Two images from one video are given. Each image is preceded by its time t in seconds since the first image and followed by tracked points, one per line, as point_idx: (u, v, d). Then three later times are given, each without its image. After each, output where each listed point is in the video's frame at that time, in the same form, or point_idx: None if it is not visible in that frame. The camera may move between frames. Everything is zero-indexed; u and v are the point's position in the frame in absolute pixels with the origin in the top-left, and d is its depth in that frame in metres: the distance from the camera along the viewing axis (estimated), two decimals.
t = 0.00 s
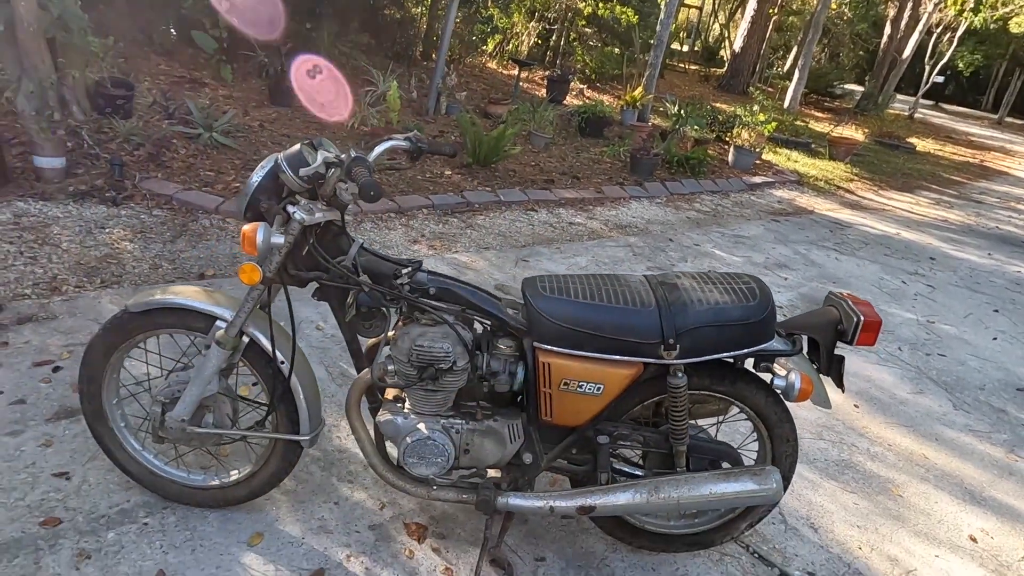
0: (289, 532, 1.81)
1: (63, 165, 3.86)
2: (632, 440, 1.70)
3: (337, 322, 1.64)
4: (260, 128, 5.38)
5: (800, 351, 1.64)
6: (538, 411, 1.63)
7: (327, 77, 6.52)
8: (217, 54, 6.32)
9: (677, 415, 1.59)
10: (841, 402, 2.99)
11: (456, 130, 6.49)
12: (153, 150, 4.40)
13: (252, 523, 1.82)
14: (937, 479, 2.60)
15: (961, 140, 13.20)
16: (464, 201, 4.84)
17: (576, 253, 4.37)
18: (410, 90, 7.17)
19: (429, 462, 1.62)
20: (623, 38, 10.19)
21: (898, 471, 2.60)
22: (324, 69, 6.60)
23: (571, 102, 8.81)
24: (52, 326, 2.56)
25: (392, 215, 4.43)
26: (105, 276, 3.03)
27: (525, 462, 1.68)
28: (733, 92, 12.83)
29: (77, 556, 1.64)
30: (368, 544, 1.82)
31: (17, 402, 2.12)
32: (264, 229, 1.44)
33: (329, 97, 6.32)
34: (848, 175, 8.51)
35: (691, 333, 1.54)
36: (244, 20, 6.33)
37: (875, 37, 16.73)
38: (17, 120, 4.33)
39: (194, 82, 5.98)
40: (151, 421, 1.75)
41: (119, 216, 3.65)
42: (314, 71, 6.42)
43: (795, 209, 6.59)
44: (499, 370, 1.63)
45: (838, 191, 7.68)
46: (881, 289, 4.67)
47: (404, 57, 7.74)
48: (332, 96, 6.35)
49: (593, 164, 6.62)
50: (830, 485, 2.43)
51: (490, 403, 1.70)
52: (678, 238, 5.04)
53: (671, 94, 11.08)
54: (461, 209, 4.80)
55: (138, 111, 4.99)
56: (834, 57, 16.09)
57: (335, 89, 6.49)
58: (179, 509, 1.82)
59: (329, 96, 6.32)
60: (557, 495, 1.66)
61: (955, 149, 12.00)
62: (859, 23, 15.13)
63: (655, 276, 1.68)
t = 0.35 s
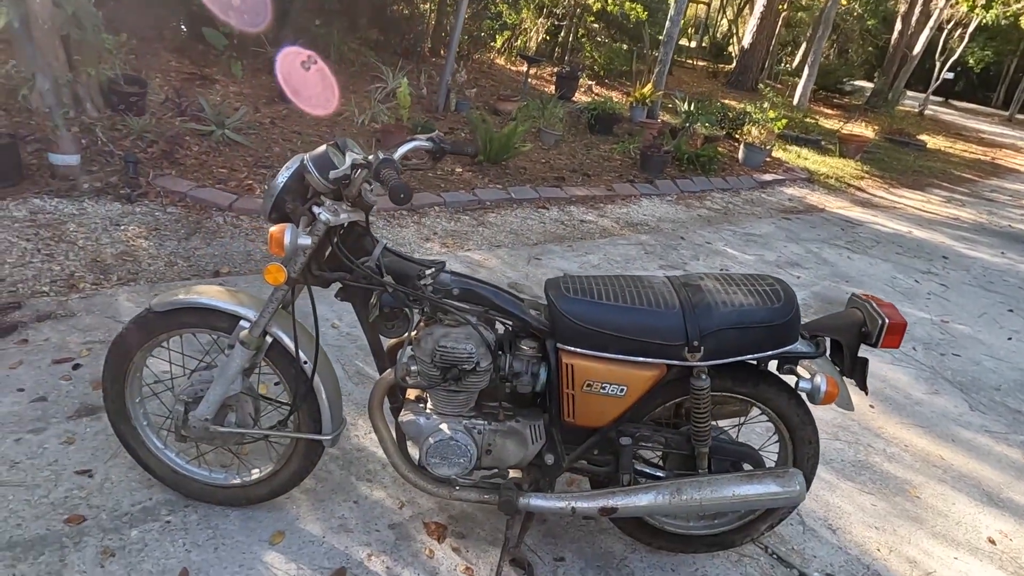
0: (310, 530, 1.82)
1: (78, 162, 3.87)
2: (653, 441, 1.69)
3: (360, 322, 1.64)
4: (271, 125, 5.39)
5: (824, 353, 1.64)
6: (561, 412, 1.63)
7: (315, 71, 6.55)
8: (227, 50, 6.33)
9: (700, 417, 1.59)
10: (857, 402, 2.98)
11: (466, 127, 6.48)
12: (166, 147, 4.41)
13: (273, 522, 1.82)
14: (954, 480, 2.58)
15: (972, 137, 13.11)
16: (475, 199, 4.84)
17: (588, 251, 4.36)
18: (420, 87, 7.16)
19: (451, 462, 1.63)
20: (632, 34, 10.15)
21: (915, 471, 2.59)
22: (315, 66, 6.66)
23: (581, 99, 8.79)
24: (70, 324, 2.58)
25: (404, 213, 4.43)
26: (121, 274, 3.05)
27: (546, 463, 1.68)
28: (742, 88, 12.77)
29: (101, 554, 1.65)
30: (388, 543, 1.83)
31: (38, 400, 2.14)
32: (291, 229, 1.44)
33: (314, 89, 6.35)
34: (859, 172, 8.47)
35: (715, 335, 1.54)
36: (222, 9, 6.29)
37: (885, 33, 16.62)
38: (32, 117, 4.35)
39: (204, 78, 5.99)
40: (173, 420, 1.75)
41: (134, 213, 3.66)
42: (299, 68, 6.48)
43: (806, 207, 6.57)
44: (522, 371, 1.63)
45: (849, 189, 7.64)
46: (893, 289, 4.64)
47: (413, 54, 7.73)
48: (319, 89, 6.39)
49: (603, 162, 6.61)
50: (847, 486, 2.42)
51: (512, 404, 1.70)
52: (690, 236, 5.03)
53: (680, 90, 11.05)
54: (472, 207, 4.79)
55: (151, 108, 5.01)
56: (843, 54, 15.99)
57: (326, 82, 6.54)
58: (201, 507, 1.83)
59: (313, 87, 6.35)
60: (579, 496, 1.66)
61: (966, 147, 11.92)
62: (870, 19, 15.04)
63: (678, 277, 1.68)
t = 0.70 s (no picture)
0: (322, 526, 1.82)
1: (92, 156, 3.89)
2: (667, 441, 1.68)
3: (374, 318, 1.64)
4: (283, 120, 5.39)
5: (842, 355, 1.62)
6: (575, 411, 1.62)
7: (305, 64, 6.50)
8: (239, 45, 6.26)
9: (715, 418, 1.58)
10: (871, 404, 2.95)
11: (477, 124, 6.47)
12: (179, 143, 4.42)
13: (285, 518, 1.83)
14: (969, 484, 2.56)
15: (987, 137, 12.98)
16: (487, 196, 4.83)
17: (599, 249, 4.34)
18: (431, 83, 7.14)
19: (464, 460, 1.62)
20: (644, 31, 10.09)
21: (929, 474, 2.56)
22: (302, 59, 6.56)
23: (592, 96, 8.75)
24: (84, 317, 2.59)
25: (415, 209, 4.42)
26: (134, 268, 3.06)
27: (560, 462, 1.67)
28: (754, 86, 12.68)
29: (116, 547, 1.65)
30: (399, 540, 1.83)
31: (52, 393, 2.15)
32: (306, 226, 1.44)
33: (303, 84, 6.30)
34: (872, 172, 8.40)
35: (732, 335, 1.52)
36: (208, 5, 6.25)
37: (900, 30, 16.46)
38: (46, 111, 4.37)
39: (216, 73, 6.00)
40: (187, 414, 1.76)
41: (147, 208, 3.68)
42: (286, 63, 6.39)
43: (819, 206, 6.52)
44: (536, 369, 1.62)
45: (862, 188, 7.58)
46: (908, 289, 4.60)
47: (424, 50, 7.71)
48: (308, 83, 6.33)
49: (614, 159, 6.58)
50: (861, 488, 2.40)
51: (525, 402, 1.69)
52: (702, 235, 5.00)
53: (692, 88, 10.99)
54: (483, 204, 4.78)
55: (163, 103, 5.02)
56: (857, 51, 15.86)
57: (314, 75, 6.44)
58: (214, 501, 1.83)
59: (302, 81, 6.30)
60: (592, 495, 1.65)
61: (981, 146, 11.81)
62: (884, 16, 14.90)
63: (694, 277, 1.67)
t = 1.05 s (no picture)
0: (340, 526, 1.81)
1: (111, 152, 3.91)
2: (690, 445, 1.66)
3: (395, 318, 1.63)
4: (299, 117, 5.39)
5: (871, 360, 1.60)
6: (597, 414, 1.60)
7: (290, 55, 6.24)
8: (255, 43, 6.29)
9: (741, 422, 1.55)
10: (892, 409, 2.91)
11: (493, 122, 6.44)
12: (196, 139, 4.44)
13: (304, 516, 1.82)
14: (994, 492, 2.51)
15: (1007, 139, 12.81)
16: (502, 195, 4.81)
17: (615, 249, 4.32)
18: (446, 81, 7.13)
19: (485, 462, 1.61)
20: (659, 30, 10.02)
21: (953, 481, 2.52)
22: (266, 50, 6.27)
23: (606, 95, 8.71)
24: (104, 313, 2.60)
25: (431, 208, 4.41)
26: (153, 264, 3.06)
27: (581, 465, 1.66)
28: (769, 86, 12.57)
29: (135, 544, 1.65)
30: (418, 541, 1.81)
31: (72, 388, 2.15)
32: (331, 224, 1.43)
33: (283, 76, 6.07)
34: (890, 173, 8.30)
35: (759, 338, 1.50)
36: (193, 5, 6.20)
37: (919, 31, 16.28)
38: (66, 107, 4.40)
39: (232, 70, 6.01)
40: (207, 412, 1.75)
41: (165, 204, 3.69)
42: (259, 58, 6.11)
43: (836, 208, 6.45)
44: (558, 371, 1.60)
45: (880, 190, 7.50)
46: (928, 293, 4.54)
47: (439, 48, 7.70)
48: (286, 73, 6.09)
49: (629, 159, 6.55)
50: (884, 495, 2.36)
51: (546, 404, 1.67)
52: (718, 236, 4.96)
53: (707, 87, 10.91)
54: (499, 203, 4.77)
55: (181, 100, 5.04)
56: (874, 52, 15.70)
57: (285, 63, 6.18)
58: (233, 499, 1.83)
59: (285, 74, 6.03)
60: (613, 499, 1.63)
61: (1001, 148, 11.65)
62: (902, 17, 14.75)
63: (720, 279, 1.64)
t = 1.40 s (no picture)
0: (359, 530, 1.81)
1: (128, 150, 3.92)
2: (714, 455, 1.64)
3: (418, 323, 1.62)
4: (313, 115, 5.39)
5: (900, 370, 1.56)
6: (621, 422, 1.58)
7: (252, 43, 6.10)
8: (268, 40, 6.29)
9: (767, 432, 1.53)
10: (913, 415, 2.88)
11: (506, 121, 6.42)
12: (211, 137, 4.45)
13: (323, 520, 1.81)
14: (1017, 501, 2.48)
15: None
16: (516, 194, 4.80)
17: (630, 250, 4.30)
18: (459, 79, 7.10)
19: (507, 469, 1.59)
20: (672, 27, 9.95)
21: (975, 490, 2.49)
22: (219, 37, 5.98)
23: (619, 94, 8.66)
24: (122, 312, 2.61)
25: (445, 207, 4.40)
26: (170, 263, 3.07)
27: (604, 473, 1.64)
28: (783, 84, 12.46)
29: (156, 547, 1.65)
30: (437, 546, 1.80)
31: (92, 388, 2.16)
32: (357, 230, 1.42)
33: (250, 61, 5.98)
34: (906, 173, 8.22)
35: (788, 348, 1.47)
36: None
37: (935, 29, 16.09)
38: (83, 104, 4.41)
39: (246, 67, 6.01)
40: (228, 415, 1.75)
41: (181, 202, 3.70)
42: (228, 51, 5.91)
43: (852, 209, 6.39)
44: (582, 379, 1.58)
45: (896, 190, 7.42)
46: (946, 296, 4.49)
47: (452, 46, 7.68)
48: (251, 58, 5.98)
49: (643, 158, 6.51)
50: (906, 503, 2.33)
51: (569, 410, 1.66)
52: (733, 237, 4.92)
53: (721, 86, 10.83)
54: (513, 202, 4.76)
55: (196, 97, 5.06)
56: (889, 50, 15.53)
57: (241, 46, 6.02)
58: (253, 502, 1.83)
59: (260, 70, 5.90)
60: (636, 508, 1.61)
61: (1018, 148, 11.51)
62: (919, 15, 14.59)
63: (746, 287, 1.62)
